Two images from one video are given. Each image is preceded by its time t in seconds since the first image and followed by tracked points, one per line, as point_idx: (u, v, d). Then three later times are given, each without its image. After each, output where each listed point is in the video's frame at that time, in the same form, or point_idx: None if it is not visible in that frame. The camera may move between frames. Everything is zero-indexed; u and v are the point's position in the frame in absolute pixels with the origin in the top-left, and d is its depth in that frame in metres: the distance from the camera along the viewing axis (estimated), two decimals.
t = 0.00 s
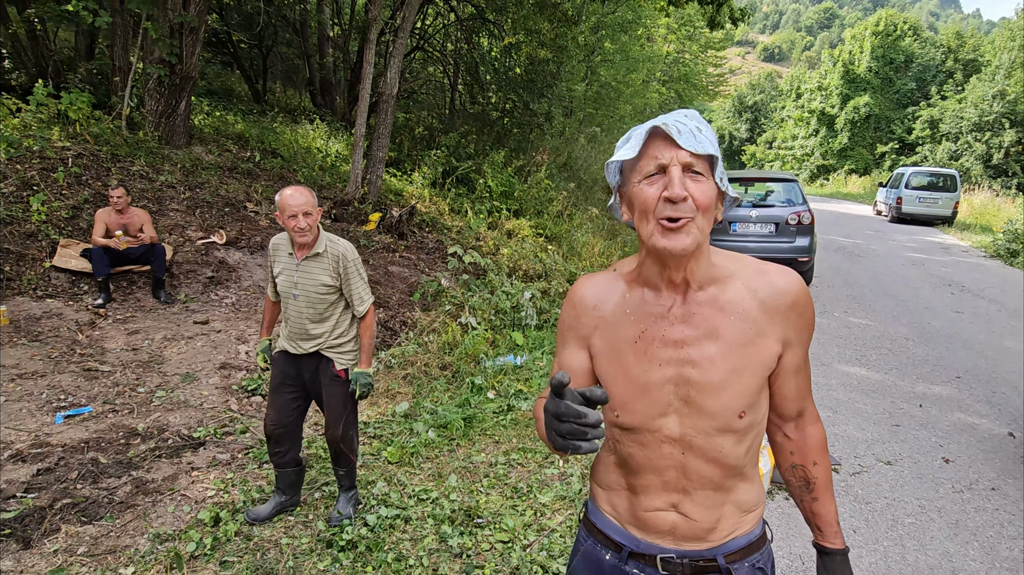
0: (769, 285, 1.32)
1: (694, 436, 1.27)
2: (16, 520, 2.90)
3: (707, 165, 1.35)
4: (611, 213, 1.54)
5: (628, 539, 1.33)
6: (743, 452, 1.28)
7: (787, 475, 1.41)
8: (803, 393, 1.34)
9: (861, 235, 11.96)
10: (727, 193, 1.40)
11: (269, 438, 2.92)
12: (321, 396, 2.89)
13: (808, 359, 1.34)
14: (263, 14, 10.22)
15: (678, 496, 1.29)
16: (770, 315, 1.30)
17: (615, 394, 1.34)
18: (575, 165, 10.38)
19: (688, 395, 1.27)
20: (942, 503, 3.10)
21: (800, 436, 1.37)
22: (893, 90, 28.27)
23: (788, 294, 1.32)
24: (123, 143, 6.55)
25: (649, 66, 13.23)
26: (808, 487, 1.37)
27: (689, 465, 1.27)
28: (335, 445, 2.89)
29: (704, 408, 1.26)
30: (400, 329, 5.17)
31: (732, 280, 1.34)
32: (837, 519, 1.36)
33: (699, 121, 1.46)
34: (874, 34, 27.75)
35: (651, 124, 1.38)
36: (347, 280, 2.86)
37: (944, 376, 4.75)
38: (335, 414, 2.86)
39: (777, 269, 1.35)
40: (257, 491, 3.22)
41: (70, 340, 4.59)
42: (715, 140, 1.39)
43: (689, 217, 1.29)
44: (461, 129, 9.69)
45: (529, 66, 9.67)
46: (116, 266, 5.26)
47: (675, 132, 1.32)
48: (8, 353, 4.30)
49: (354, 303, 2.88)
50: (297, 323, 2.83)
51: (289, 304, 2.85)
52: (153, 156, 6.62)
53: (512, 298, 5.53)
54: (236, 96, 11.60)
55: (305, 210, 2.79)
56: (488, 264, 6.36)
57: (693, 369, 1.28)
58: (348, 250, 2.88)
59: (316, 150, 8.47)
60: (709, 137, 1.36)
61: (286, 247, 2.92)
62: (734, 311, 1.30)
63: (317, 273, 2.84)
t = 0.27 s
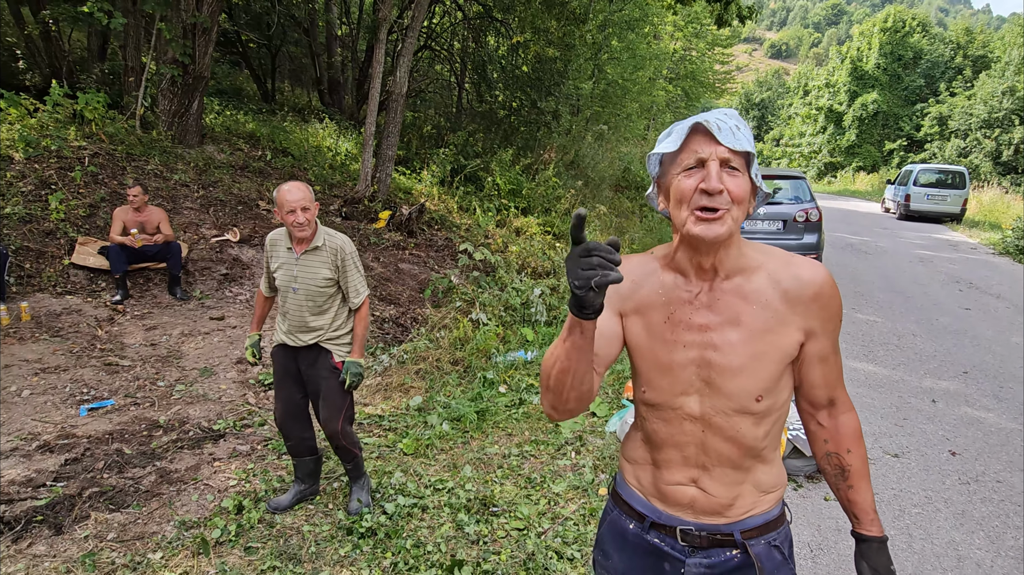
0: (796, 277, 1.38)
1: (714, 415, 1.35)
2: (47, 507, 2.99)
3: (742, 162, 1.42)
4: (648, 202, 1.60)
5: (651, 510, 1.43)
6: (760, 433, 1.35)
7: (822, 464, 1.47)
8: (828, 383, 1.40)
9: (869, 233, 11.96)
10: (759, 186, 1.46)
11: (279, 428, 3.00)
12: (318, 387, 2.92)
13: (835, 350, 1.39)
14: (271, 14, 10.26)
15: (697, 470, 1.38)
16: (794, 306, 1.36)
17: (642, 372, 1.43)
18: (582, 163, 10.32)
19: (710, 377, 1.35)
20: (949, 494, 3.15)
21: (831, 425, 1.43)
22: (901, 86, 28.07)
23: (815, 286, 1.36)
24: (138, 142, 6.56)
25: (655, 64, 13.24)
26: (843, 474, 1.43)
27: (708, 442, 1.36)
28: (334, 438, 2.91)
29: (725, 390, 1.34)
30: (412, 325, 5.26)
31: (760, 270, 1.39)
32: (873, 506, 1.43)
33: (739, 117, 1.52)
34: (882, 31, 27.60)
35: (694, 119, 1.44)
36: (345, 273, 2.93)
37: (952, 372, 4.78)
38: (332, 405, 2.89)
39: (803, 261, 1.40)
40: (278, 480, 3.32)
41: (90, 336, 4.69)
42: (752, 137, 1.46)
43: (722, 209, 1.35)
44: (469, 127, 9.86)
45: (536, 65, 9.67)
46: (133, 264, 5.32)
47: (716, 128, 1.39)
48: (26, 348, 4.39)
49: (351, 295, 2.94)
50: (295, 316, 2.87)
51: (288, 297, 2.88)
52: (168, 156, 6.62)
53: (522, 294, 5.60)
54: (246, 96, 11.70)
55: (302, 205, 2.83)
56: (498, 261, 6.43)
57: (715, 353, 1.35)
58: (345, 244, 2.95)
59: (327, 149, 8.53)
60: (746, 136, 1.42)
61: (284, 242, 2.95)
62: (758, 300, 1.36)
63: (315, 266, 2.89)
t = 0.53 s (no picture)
0: (814, 278, 1.41)
1: (727, 406, 1.39)
2: (79, 491, 3.10)
3: (767, 172, 1.42)
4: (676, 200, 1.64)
5: (664, 492, 1.48)
6: (773, 426, 1.39)
7: (828, 457, 1.51)
8: (841, 381, 1.43)
9: (888, 231, 11.82)
10: (783, 193, 1.47)
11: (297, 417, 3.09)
12: (325, 378, 2.97)
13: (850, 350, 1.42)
14: (291, 10, 10.35)
15: (709, 459, 1.42)
16: (811, 306, 1.39)
17: (659, 363, 1.47)
18: (599, 159, 10.50)
19: (725, 369, 1.39)
20: (963, 491, 3.14)
21: (838, 420, 1.46)
22: (924, 83, 27.53)
23: (832, 288, 1.39)
24: (161, 138, 6.52)
25: (673, 60, 13.14)
26: (845, 468, 1.47)
27: (721, 432, 1.40)
28: (331, 429, 2.93)
29: (739, 383, 1.38)
30: (428, 319, 5.33)
31: (779, 271, 1.43)
32: (873, 501, 1.46)
33: (770, 123, 1.53)
34: (905, 26, 27.09)
35: (722, 124, 1.45)
36: (355, 266, 2.98)
37: (969, 371, 4.72)
38: (337, 394, 2.92)
39: (822, 263, 1.43)
40: (299, 468, 3.41)
41: (116, 327, 4.65)
42: (779, 146, 1.45)
43: (742, 215, 1.39)
44: (486, 124, 9.91)
45: (553, 61, 9.76)
46: (158, 258, 5.29)
47: (740, 137, 1.39)
48: (54, 338, 4.35)
49: (361, 288, 3.00)
50: (306, 307, 2.94)
51: (299, 289, 2.94)
52: (190, 151, 6.63)
53: (538, 290, 5.67)
54: (266, 92, 11.82)
55: (315, 198, 2.86)
56: (514, 257, 6.48)
57: (731, 347, 1.39)
58: (355, 237, 2.99)
59: (345, 145, 8.59)
60: (772, 145, 1.42)
61: (296, 235, 3.01)
62: (775, 299, 1.40)
63: (326, 259, 2.94)
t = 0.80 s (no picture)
0: (819, 268, 1.41)
1: (733, 395, 1.41)
2: (109, 470, 3.22)
3: (775, 153, 1.47)
4: (682, 190, 1.65)
5: (669, 481, 1.49)
6: (777, 414, 1.41)
7: (821, 437, 1.53)
8: (841, 367, 1.44)
9: (917, 230, 11.54)
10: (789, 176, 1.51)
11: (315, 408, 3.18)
12: (342, 371, 3.04)
13: (851, 339, 1.43)
14: (318, 5, 10.45)
15: (713, 448, 1.44)
16: (815, 296, 1.40)
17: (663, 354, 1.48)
18: (621, 154, 10.53)
19: (731, 360, 1.41)
20: (982, 492, 3.08)
21: (834, 402, 1.47)
22: (960, 78, 26.68)
23: (836, 279, 1.40)
24: (190, 131, 6.61)
25: (699, 55, 12.94)
26: (836, 448, 1.48)
27: (725, 421, 1.42)
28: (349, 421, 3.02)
29: (744, 373, 1.39)
30: (448, 312, 5.38)
31: (785, 262, 1.42)
32: (859, 481, 1.46)
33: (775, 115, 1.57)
34: (941, 19, 26.26)
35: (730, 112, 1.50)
36: (372, 258, 3.01)
37: (995, 372, 4.60)
38: (355, 387, 2.99)
39: (827, 254, 1.43)
40: (319, 453, 3.49)
41: (145, 314, 4.76)
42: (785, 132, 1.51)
43: (754, 195, 1.41)
44: (509, 118, 9.92)
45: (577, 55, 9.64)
46: (186, 248, 5.38)
47: (753, 119, 1.44)
48: (87, 325, 4.48)
49: (378, 281, 3.02)
50: (323, 297, 2.99)
51: (317, 279, 2.99)
52: (218, 143, 6.73)
53: (557, 284, 5.67)
54: (292, 87, 11.98)
55: (334, 189, 2.89)
56: (534, 251, 6.50)
57: (736, 338, 1.40)
58: (373, 230, 3.03)
59: (369, 138, 8.67)
60: (780, 129, 1.47)
61: (316, 226, 3.07)
62: (781, 291, 1.40)
63: (343, 250, 2.98)
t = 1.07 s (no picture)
0: (817, 258, 1.40)
1: (732, 387, 1.41)
2: (137, 456, 3.33)
3: (759, 156, 1.45)
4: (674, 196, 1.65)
5: (672, 476, 1.51)
6: (779, 408, 1.39)
7: (836, 441, 1.49)
8: (847, 363, 1.41)
9: (954, 230, 11.16)
10: (776, 173, 1.49)
11: (336, 400, 3.25)
12: (362, 363, 3.09)
13: (856, 331, 1.40)
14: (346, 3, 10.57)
15: (715, 441, 1.45)
16: (814, 287, 1.39)
17: (666, 347, 1.50)
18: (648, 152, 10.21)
19: (730, 352, 1.41)
20: (1009, 499, 2.98)
21: (844, 403, 1.45)
22: (1003, 74, 25.69)
23: (835, 268, 1.39)
24: (221, 127, 6.74)
25: (730, 51, 12.70)
26: (849, 451, 1.44)
27: (725, 414, 1.42)
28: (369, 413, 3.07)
29: (743, 365, 1.40)
30: (470, 308, 5.41)
31: (782, 253, 1.43)
32: (876, 486, 1.41)
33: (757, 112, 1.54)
34: (984, 14, 25.33)
35: (708, 116, 1.48)
36: (390, 254, 3.05)
37: None
38: (374, 378, 3.04)
39: (827, 246, 1.42)
40: (338, 444, 3.55)
41: (174, 305, 4.88)
42: (768, 130, 1.48)
43: (741, 202, 1.40)
44: (534, 115, 9.89)
45: (604, 52, 9.64)
46: (214, 242, 5.50)
47: (731, 126, 1.41)
48: (119, 315, 4.61)
49: (396, 276, 3.06)
50: (344, 292, 3.03)
51: (337, 275, 3.04)
52: (247, 140, 6.85)
53: (580, 282, 5.53)
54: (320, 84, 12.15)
55: (353, 186, 2.93)
56: (556, 248, 6.48)
57: (734, 329, 1.41)
58: (391, 226, 3.06)
59: (395, 135, 8.75)
60: (761, 131, 1.44)
61: (336, 222, 3.10)
62: (779, 281, 1.40)
63: (361, 246, 3.02)
